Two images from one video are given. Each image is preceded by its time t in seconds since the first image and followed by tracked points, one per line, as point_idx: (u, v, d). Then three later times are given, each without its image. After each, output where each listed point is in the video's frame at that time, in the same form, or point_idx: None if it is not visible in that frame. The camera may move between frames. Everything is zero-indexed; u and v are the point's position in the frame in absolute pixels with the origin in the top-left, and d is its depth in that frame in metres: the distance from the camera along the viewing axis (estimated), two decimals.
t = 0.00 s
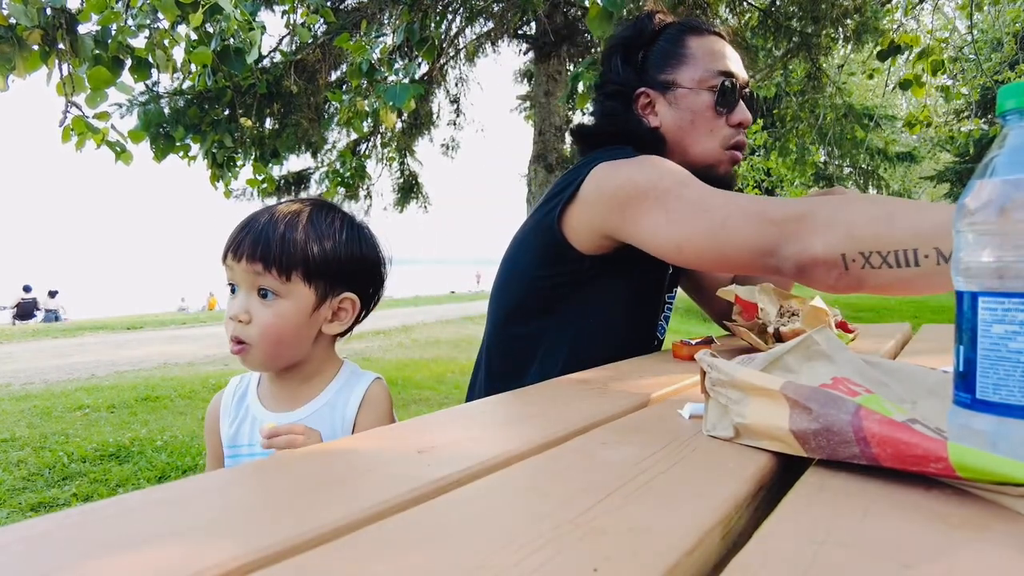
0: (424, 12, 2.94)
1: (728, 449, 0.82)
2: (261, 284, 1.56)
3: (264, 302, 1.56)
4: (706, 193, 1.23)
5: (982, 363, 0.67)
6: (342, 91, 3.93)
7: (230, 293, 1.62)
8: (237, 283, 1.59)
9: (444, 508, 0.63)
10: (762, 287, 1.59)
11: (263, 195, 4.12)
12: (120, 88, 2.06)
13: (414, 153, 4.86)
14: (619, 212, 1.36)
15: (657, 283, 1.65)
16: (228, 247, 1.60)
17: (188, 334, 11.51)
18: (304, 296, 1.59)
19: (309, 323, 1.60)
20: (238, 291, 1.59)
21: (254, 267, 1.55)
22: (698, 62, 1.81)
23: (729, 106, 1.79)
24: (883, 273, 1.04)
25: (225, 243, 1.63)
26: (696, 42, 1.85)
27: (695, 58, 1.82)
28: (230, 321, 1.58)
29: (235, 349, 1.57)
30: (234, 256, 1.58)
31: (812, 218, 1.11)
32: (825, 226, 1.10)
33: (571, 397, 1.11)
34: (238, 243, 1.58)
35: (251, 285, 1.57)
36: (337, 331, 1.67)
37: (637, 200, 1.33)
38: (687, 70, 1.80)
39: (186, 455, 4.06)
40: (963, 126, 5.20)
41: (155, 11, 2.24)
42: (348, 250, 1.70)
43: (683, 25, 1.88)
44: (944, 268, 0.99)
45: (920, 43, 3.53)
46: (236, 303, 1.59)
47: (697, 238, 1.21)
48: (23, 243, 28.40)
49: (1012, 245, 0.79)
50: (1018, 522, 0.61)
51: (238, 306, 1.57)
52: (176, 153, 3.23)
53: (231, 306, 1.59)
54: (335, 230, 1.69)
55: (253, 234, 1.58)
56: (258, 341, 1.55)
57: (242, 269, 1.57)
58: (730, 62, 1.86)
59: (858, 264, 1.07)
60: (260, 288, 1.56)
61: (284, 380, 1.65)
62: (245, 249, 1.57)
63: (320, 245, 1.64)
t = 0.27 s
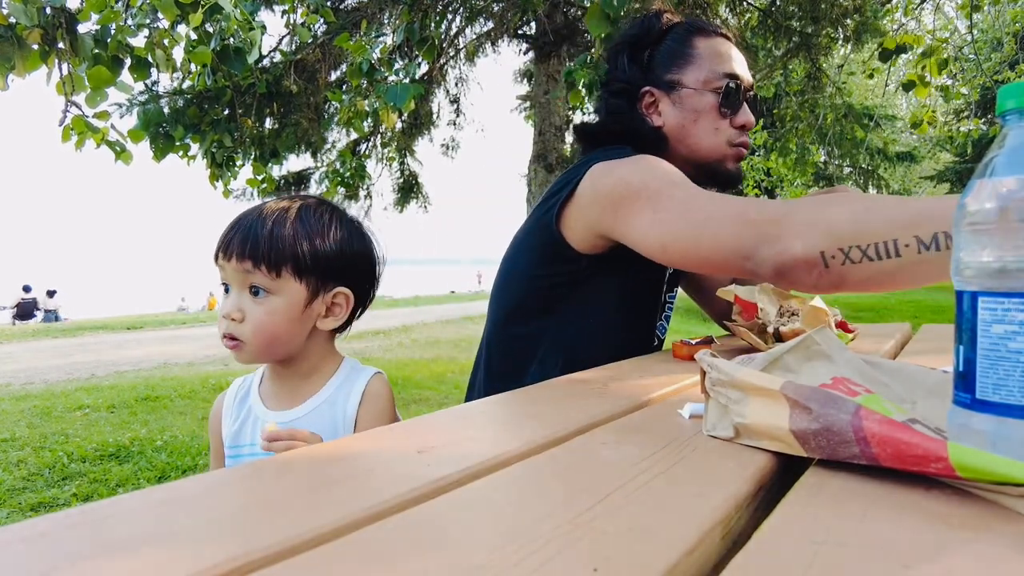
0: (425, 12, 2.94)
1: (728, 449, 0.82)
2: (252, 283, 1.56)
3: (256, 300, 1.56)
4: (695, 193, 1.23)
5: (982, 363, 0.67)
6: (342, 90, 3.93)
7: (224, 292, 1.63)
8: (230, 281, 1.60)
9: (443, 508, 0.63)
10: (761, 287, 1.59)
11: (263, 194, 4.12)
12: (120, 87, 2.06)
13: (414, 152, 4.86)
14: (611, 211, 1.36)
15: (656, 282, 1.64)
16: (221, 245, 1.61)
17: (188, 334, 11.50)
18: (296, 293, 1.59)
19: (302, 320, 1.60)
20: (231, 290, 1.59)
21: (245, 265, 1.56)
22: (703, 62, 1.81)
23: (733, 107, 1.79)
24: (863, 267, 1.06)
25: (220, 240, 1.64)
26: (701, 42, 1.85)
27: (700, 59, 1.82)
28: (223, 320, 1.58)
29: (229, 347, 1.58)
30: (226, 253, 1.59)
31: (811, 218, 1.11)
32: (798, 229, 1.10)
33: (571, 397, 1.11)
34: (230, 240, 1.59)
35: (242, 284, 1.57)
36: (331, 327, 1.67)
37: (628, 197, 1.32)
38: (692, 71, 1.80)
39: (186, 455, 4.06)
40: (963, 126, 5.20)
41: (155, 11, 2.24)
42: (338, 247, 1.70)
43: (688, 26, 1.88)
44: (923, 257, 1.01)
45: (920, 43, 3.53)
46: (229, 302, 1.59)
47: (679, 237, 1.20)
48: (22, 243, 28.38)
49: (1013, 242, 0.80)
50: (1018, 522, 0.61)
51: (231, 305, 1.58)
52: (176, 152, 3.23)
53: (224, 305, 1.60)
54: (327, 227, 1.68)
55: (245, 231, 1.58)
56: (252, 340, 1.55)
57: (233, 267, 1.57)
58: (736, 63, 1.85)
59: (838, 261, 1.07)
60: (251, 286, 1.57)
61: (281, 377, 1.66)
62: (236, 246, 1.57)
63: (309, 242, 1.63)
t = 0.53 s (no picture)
0: (425, 12, 2.94)
1: (728, 449, 0.82)
2: (240, 283, 1.57)
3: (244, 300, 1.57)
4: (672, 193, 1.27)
5: (982, 363, 0.67)
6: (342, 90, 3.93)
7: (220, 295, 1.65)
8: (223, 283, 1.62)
9: (444, 508, 0.63)
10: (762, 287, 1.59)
11: (263, 194, 4.12)
12: (120, 87, 2.06)
13: (414, 153, 4.87)
14: (585, 210, 1.38)
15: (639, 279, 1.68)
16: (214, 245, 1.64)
17: (187, 334, 11.50)
18: (282, 293, 1.58)
19: (290, 318, 1.60)
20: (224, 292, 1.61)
21: (230, 266, 1.57)
22: (694, 64, 1.81)
23: (722, 109, 1.79)
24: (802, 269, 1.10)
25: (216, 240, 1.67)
26: (694, 43, 1.85)
27: (692, 60, 1.82)
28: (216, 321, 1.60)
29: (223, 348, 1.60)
30: (217, 254, 1.61)
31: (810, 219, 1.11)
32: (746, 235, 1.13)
33: (571, 397, 1.11)
34: (219, 241, 1.61)
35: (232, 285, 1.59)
36: (323, 325, 1.65)
37: (599, 199, 1.35)
38: (683, 72, 1.80)
39: (186, 455, 4.06)
40: (963, 126, 5.20)
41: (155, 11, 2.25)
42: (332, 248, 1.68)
43: (682, 27, 1.88)
44: (857, 255, 1.06)
45: (920, 43, 3.53)
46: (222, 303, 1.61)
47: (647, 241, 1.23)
48: (22, 243, 28.37)
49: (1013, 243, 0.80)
50: (1019, 522, 0.61)
51: (223, 306, 1.60)
52: (176, 152, 3.23)
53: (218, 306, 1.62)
54: (321, 227, 1.67)
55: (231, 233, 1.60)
56: (241, 340, 1.56)
57: (222, 268, 1.59)
58: (727, 66, 1.85)
59: (777, 264, 1.11)
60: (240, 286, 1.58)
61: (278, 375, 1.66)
62: (223, 248, 1.59)
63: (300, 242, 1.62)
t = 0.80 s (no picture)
0: (424, 12, 2.94)
1: (728, 449, 0.82)
2: (229, 286, 1.62)
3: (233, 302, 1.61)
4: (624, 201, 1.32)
5: (982, 363, 0.67)
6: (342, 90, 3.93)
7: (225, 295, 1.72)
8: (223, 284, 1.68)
9: (443, 508, 0.63)
10: (762, 287, 1.59)
11: (263, 194, 4.12)
12: (119, 87, 2.06)
13: (414, 152, 4.89)
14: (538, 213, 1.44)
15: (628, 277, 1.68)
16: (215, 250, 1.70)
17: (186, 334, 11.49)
18: (265, 295, 1.59)
19: (275, 320, 1.60)
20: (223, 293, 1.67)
21: (221, 272, 1.62)
22: (681, 78, 1.79)
23: (698, 126, 1.78)
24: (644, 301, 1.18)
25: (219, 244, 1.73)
26: (687, 58, 1.82)
27: (679, 74, 1.80)
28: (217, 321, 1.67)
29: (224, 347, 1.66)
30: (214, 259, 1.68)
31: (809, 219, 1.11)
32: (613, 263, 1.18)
33: (571, 397, 1.11)
34: (215, 248, 1.66)
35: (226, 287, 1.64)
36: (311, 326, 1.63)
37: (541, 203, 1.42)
38: (668, 85, 1.79)
39: (186, 455, 4.06)
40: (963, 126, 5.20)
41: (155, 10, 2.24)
42: (325, 248, 1.67)
43: (678, 39, 1.85)
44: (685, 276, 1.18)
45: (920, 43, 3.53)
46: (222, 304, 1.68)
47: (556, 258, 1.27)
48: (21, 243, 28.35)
49: (1013, 243, 0.80)
50: (1019, 522, 0.61)
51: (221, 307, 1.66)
52: (175, 151, 3.23)
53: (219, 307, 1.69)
54: (313, 228, 1.67)
55: (223, 241, 1.64)
56: (232, 340, 1.60)
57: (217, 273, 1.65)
58: (716, 84, 1.82)
59: (625, 303, 1.19)
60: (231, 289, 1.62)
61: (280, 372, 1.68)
62: (216, 255, 1.64)
63: (287, 243, 1.62)
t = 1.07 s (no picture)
0: (424, 12, 2.94)
1: (728, 449, 0.82)
2: (233, 286, 1.63)
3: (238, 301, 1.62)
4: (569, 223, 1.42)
5: (982, 363, 0.67)
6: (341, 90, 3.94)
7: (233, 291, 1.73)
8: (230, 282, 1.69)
9: (442, 508, 0.63)
10: (763, 287, 1.59)
11: (264, 194, 4.12)
12: (119, 87, 2.06)
13: (414, 153, 4.92)
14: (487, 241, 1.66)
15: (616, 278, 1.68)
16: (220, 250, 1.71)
17: (186, 334, 11.49)
18: (268, 295, 1.60)
19: (279, 320, 1.60)
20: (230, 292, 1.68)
21: (224, 271, 1.63)
22: (656, 95, 1.79)
23: (665, 146, 1.78)
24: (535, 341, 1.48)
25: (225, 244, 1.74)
26: (665, 75, 1.80)
27: (656, 90, 1.79)
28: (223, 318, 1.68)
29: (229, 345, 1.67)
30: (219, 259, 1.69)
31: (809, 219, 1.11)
32: (502, 310, 1.47)
33: (571, 397, 1.11)
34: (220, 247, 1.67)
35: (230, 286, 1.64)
36: (314, 325, 1.63)
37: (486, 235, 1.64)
38: (642, 101, 1.80)
39: (186, 455, 4.06)
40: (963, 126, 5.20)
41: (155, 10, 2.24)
42: (326, 248, 1.67)
43: (662, 53, 1.83)
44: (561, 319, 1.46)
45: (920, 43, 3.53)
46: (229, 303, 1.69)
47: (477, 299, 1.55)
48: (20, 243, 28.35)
49: (1013, 244, 0.80)
50: (1019, 522, 0.61)
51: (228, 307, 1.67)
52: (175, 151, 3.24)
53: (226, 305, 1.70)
54: (315, 228, 1.66)
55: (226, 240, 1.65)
56: (236, 341, 1.61)
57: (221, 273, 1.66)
58: (693, 104, 1.80)
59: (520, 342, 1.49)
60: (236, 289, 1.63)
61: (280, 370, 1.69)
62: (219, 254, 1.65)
63: (289, 243, 1.62)
